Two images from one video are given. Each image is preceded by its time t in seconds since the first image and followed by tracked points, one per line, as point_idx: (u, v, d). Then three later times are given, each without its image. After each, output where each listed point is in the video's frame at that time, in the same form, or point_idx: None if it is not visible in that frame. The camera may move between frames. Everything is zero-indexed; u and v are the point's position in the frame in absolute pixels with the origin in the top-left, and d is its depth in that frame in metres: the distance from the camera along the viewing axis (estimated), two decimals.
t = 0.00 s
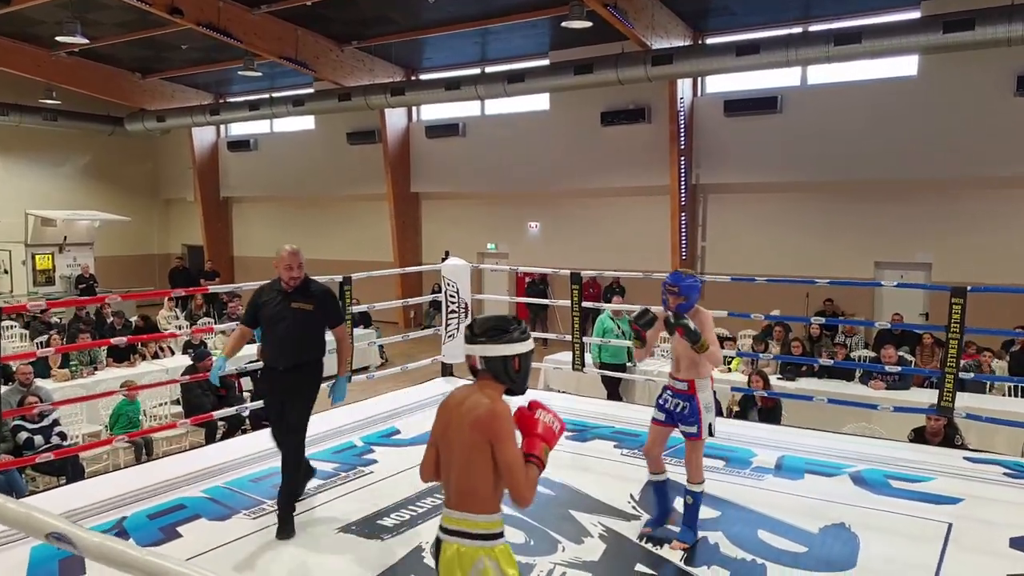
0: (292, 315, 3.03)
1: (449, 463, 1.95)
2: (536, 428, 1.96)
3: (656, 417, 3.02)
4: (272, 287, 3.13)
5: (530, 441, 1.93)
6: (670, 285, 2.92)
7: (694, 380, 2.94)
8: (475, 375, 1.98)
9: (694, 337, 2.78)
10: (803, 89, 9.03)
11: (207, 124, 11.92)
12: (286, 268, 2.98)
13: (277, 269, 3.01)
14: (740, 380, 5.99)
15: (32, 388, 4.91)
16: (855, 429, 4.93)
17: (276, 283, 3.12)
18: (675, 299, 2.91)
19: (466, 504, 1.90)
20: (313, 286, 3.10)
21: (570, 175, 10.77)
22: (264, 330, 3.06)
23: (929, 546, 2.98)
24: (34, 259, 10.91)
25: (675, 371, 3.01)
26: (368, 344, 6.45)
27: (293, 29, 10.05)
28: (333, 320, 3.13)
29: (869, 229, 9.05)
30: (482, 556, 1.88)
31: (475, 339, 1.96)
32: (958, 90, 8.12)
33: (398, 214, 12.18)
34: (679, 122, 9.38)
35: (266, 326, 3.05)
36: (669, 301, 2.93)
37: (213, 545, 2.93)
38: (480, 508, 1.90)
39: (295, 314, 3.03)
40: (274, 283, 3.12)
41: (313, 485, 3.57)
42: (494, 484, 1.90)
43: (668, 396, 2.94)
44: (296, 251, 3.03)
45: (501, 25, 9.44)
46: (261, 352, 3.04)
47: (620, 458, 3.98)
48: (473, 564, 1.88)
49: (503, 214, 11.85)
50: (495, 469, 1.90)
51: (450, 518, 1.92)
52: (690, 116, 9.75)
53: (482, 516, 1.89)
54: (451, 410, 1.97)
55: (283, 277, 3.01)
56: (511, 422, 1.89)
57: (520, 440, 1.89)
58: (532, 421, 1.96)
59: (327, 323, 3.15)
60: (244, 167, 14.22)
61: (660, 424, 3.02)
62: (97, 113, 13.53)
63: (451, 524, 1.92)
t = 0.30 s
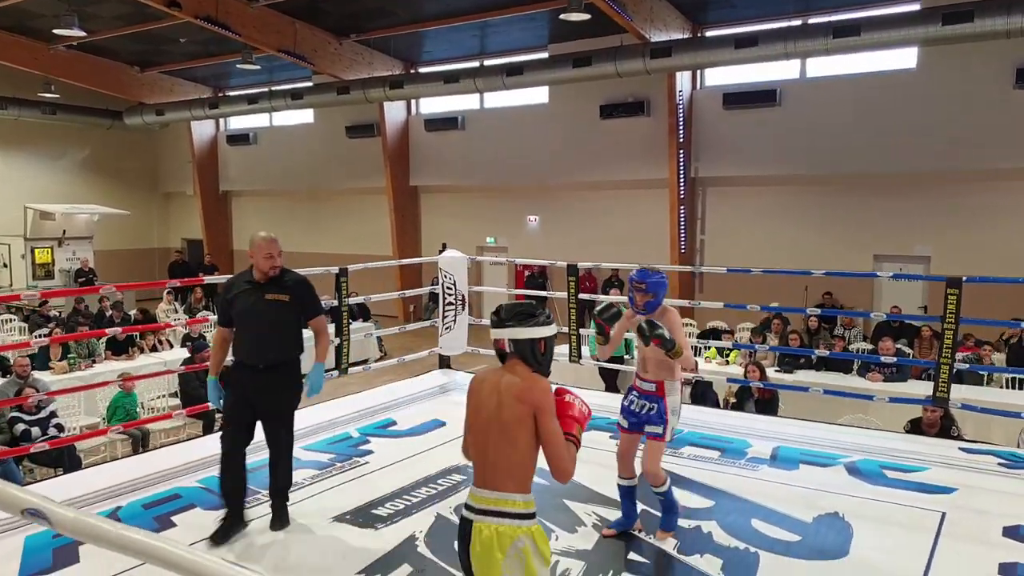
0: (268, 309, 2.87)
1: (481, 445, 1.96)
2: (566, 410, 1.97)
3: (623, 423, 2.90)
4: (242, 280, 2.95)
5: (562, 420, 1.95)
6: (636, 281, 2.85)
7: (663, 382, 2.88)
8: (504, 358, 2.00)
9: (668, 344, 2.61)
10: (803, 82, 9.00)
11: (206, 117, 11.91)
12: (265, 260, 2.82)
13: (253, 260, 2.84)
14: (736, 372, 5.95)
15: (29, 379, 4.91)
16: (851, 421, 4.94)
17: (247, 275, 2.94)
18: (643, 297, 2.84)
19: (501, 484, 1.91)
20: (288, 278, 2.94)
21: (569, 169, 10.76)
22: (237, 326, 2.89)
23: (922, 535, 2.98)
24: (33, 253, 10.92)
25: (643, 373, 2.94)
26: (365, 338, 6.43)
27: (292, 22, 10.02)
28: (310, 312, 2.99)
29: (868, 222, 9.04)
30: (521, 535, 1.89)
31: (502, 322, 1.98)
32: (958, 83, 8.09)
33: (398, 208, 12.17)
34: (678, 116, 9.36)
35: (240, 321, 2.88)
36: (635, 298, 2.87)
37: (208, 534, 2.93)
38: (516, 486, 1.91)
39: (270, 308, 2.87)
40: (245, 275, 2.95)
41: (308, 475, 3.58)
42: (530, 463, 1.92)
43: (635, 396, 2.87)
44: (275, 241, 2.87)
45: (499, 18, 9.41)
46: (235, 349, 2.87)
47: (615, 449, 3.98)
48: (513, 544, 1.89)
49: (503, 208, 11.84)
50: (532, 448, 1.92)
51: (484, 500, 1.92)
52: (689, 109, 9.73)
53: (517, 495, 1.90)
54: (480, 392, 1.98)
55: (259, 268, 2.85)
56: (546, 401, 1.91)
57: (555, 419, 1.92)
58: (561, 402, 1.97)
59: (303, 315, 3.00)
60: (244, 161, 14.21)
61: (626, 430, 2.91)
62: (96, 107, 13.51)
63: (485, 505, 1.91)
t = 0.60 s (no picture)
0: (231, 311, 2.56)
1: (503, 433, 1.90)
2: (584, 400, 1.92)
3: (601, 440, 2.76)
4: (197, 275, 2.61)
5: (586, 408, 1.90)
6: (616, 288, 2.68)
7: (635, 394, 2.70)
8: (528, 345, 1.96)
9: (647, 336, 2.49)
10: (801, 74, 8.98)
11: (203, 111, 11.92)
12: (230, 256, 2.50)
13: (215, 256, 2.51)
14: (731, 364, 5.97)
15: (24, 370, 4.92)
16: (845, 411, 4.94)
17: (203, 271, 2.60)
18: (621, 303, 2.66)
19: (525, 473, 1.86)
20: (251, 275, 2.62)
21: (567, 162, 10.75)
22: (194, 329, 2.55)
23: (911, 523, 2.99)
24: (31, 246, 10.93)
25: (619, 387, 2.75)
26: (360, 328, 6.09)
27: (290, 15, 10.01)
28: (274, 311, 2.69)
29: (866, 215, 9.02)
30: (547, 524, 1.85)
31: (532, 308, 1.95)
32: (956, 75, 8.07)
33: (396, 201, 12.17)
34: (676, 108, 9.33)
35: (197, 324, 2.54)
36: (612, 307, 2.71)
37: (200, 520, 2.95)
38: (540, 474, 1.86)
39: (233, 309, 2.56)
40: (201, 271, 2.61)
41: (301, 465, 3.59)
42: (553, 452, 1.87)
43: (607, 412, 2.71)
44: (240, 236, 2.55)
45: (497, 10, 9.39)
46: (192, 355, 2.54)
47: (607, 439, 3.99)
48: (537, 533, 1.84)
49: (501, 201, 11.84)
50: (556, 437, 1.87)
51: (507, 488, 1.87)
52: (687, 101, 9.71)
53: (541, 484, 1.85)
54: (502, 379, 1.93)
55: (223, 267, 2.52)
56: (570, 388, 1.87)
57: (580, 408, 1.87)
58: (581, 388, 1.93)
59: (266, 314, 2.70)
60: (243, 154, 14.21)
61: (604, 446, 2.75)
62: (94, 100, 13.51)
63: (509, 494, 1.86)
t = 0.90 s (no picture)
0: (202, 302, 2.40)
1: (512, 421, 1.88)
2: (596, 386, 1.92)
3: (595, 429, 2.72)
4: (164, 264, 2.43)
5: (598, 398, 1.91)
6: (593, 265, 2.67)
7: (619, 372, 2.72)
8: (542, 331, 1.95)
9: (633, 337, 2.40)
10: (801, 65, 8.95)
11: (201, 103, 11.90)
12: (207, 245, 2.35)
13: (188, 243, 2.35)
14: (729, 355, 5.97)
15: (20, 362, 4.91)
16: (842, 402, 4.94)
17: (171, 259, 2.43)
18: (600, 282, 2.67)
19: (529, 461, 1.83)
20: (224, 267, 2.48)
21: (566, 153, 10.72)
22: (161, 321, 2.37)
23: (905, 513, 2.99)
24: (30, 239, 10.94)
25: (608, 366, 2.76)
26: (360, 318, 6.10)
27: (288, 7, 9.97)
28: (245, 304, 2.56)
29: (866, 207, 8.99)
30: (546, 517, 1.82)
31: (553, 294, 1.93)
32: (957, 66, 8.03)
33: (395, 194, 12.16)
34: (676, 100, 9.30)
35: (166, 315, 2.36)
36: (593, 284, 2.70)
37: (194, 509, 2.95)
38: (545, 463, 1.82)
39: (205, 300, 2.40)
40: (168, 260, 2.43)
41: (296, 455, 3.59)
42: (562, 441, 1.84)
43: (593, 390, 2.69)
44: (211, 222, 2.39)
45: (495, 1, 9.34)
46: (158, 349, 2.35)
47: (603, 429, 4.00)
48: (536, 525, 1.81)
49: (500, 193, 11.82)
50: (563, 425, 1.84)
51: (512, 476, 1.85)
52: (687, 93, 9.66)
53: (546, 474, 1.82)
54: (514, 365, 1.91)
55: (196, 254, 2.37)
56: (582, 374, 1.86)
57: (590, 396, 1.85)
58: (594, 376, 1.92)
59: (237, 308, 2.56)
60: (241, 146, 14.20)
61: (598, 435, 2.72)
62: (92, 92, 13.47)
63: (513, 482, 1.84)
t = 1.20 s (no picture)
0: (189, 300, 2.24)
1: (528, 416, 1.80)
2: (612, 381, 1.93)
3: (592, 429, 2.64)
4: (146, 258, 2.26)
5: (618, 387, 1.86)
6: (582, 260, 2.62)
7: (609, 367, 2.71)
8: (544, 327, 1.88)
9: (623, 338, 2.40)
10: (801, 55, 8.90)
11: (199, 92, 11.86)
12: (194, 240, 2.20)
13: (175, 238, 2.19)
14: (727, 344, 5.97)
15: (17, 352, 4.91)
16: (840, 392, 4.93)
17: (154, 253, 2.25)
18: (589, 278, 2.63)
19: (554, 453, 1.76)
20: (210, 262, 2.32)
21: (565, 143, 10.68)
22: (145, 322, 2.21)
23: (901, 501, 2.99)
24: (29, 229, 10.93)
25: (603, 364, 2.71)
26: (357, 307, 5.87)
27: None
28: (232, 303, 2.41)
29: (867, 197, 8.96)
30: (580, 506, 1.75)
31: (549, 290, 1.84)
32: (959, 55, 7.98)
33: (394, 184, 12.13)
34: (675, 89, 9.24)
35: (150, 316, 2.21)
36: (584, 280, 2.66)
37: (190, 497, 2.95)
38: (566, 456, 1.76)
39: (192, 298, 2.24)
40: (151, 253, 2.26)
41: (292, 444, 3.59)
42: (583, 429, 1.79)
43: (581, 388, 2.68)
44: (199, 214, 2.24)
45: None
46: (143, 352, 2.20)
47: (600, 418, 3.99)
48: (571, 515, 1.74)
49: (500, 183, 11.79)
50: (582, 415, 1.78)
51: (534, 471, 1.76)
52: (687, 82, 9.61)
53: (568, 465, 1.76)
54: (523, 360, 1.84)
55: (182, 249, 2.21)
56: (600, 362, 1.81)
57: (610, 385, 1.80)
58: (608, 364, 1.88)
59: (224, 306, 2.41)
60: (240, 136, 14.16)
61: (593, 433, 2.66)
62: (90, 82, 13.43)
63: (538, 477, 1.76)
